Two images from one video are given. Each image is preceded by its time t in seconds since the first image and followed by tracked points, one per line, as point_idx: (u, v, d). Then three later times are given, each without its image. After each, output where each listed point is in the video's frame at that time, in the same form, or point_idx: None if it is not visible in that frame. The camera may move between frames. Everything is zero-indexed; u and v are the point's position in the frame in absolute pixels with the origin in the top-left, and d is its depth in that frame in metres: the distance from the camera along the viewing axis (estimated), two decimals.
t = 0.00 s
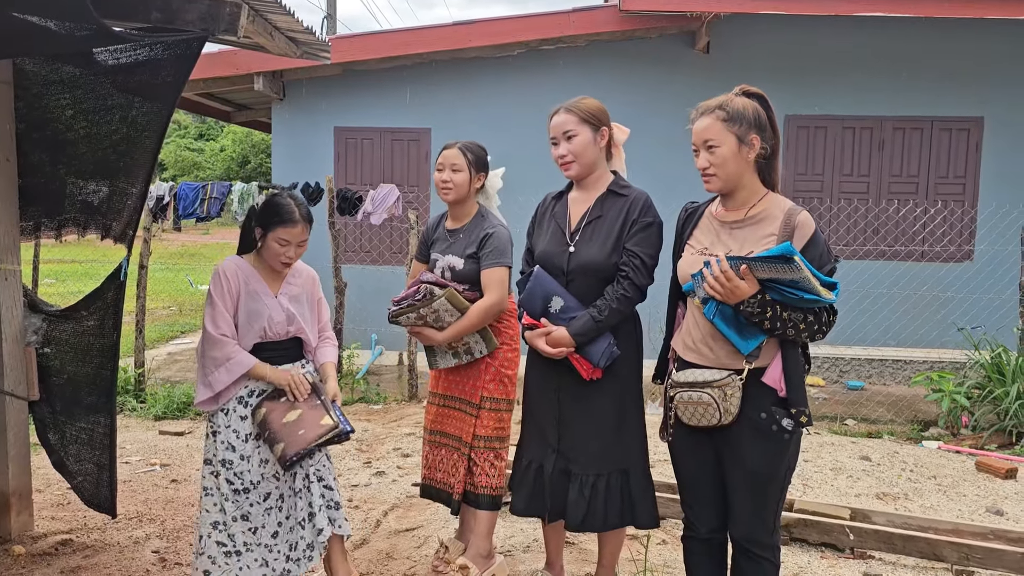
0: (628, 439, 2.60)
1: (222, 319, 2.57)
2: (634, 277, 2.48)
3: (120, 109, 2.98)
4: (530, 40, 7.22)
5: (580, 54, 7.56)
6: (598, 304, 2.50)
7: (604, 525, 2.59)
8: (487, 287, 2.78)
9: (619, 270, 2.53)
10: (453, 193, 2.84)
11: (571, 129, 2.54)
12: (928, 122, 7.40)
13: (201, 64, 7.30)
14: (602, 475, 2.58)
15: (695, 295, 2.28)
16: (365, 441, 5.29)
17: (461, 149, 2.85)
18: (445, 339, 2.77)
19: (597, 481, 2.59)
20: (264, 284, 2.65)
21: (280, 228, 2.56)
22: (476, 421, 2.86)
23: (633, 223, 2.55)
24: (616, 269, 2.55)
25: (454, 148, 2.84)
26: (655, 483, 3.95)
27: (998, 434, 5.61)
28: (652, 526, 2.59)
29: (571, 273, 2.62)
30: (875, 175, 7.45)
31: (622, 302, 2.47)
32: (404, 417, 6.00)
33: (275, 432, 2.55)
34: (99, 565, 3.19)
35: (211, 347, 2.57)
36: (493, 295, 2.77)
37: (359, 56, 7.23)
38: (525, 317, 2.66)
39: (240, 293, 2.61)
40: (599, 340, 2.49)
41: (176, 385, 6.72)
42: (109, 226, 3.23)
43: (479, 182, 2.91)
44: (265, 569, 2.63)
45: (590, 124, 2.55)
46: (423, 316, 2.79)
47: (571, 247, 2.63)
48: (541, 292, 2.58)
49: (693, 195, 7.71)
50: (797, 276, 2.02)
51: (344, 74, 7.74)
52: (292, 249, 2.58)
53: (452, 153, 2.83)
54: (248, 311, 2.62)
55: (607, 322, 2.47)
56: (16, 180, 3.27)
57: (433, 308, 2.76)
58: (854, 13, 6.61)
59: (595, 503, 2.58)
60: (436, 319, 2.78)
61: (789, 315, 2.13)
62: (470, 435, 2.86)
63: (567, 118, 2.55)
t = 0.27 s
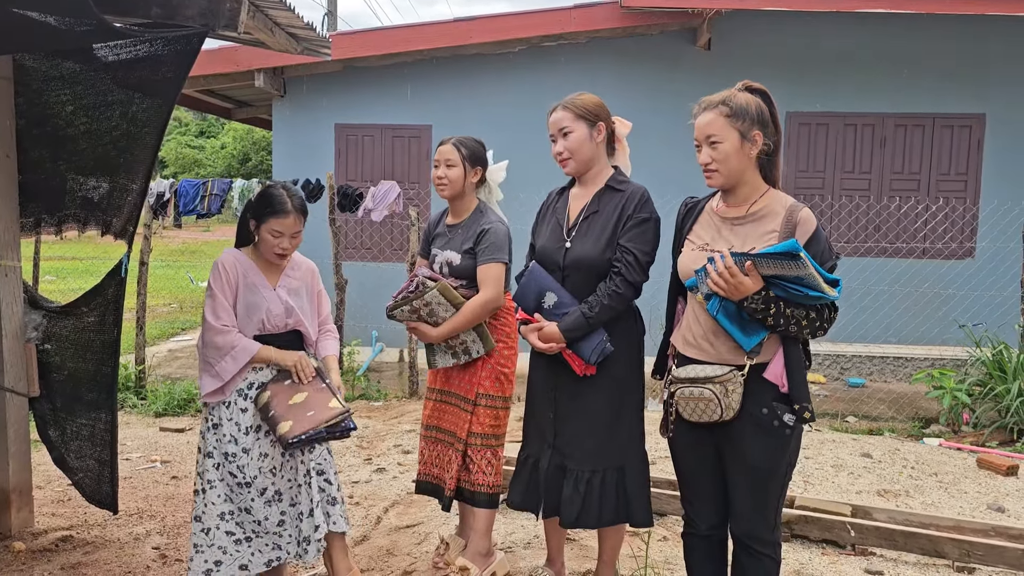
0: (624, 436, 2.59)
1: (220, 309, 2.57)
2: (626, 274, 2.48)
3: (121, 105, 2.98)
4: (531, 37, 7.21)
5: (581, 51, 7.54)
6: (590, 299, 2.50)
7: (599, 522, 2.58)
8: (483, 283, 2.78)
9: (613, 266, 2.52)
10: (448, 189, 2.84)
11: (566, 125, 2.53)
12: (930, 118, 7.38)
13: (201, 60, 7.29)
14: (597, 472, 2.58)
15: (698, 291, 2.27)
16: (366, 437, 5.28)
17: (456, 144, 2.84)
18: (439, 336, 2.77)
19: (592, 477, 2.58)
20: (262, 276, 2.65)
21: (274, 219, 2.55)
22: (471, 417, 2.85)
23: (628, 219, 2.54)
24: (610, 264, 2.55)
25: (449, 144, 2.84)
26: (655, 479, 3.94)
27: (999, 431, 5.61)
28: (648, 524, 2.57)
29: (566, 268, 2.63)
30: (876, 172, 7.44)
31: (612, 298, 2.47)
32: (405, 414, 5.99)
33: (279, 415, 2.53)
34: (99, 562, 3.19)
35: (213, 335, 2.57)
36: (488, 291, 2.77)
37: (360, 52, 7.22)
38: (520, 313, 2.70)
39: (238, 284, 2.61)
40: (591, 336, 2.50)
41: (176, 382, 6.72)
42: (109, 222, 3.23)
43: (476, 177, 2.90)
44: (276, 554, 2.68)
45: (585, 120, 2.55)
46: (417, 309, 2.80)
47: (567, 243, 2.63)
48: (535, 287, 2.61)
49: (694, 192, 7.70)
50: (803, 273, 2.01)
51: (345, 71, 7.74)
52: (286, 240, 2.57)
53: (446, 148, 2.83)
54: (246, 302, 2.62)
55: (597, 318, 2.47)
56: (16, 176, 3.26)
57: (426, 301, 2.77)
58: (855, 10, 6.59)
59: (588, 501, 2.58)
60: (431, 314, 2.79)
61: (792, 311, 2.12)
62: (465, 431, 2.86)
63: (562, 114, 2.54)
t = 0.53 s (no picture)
0: (618, 438, 2.58)
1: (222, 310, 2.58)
2: (613, 277, 2.46)
3: (120, 105, 2.97)
4: (531, 35, 7.20)
5: (581, 49, 7.53)
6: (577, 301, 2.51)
7: (591, 522, 2.58)
8: (479, 288, 2.78)
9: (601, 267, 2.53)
10: (445, 190, 2.85)
11: (561, 128, 2.56)
12: (930, 117, 7.37)
13: (201, 60, 7.29)
14: (590, 472, 2.58)
15: (700, 292, 2.26)
16: (366, 437, 5.28)
17: (454, 145, 2.84)
18: (434, 338, 2.79)
19: (585, 478, 2.59)
20: (262, 277, 2.65)
21: (269, 218, 2.55)
22: (470, 418, 2.85)
23: (619, 220, 2.53)
24: (599, 266, 2.55)
25: (447, 144, 2.84)
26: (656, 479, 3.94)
27: (999, 430, 5.61)
28: (638, 529, 2.56)
29: (561, 269, 2.66)
30: (877, 171, 7.43)
31: (597, 301, 2.46)
32: (405, 413, 5.99)
33: (283, 412, 2.56)
34: (99, 562, 3.19)
35: (222, 335, 2.57)
36: (484, 296, 2.77)
37: (360, 51, 7.22)
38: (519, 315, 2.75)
39: (238, 285, 2.61)
40: (579, 338, 2.50)
41: (177, 381, 6.72)
42: (109, 222, 3.23)
43: (474, 177, 2.88)
44: (269, 559, 2.66)
45: (579, 122, 2.56)
46: (413, 314, 2.80)
47: (562, 244, 2.66)
48: (527, 288, 2.65)
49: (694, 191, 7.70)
50: (808, 274, 2.02)
51: (345, 71, 7.74)
52: (281, 239, 2.56)
53: (444, 148, 2.83)
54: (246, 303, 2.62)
55: (582, 320, 2.47)
56: (16, 176, 3.26)
57: (423, 305, 2.77)
58: (855, 8, 6.58)
59: (582, 500, 2.58)
60: (427, 317, 2.79)
61: (795, 312, 2.12)
62: (463, 432, 2.86)
63: (557, 117, 2.56)
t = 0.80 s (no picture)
0: (612, 438, 2.56)
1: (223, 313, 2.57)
2: (598, 277, 2.46)
3: (120, 103, 2.97)
4: (532, 33, 7.20)
5: (582, 47, 7.53)
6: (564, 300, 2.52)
7: (585, 518, 2.58)
8: (482, 287, 2.78)
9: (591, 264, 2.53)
10: (444, 187, 2.85)
11: (558, 127, 2.58)
12: (931, 115, 7.37)
13: (201, 58, 7.29)
14: (585, 470, 2.59)
15: (703, 290, 2.25)
16: (367, 435, 5.28)
17: (454, 142, 2.84)
18: (436, 335, 2.80)
19: (581, 474, 2.59)
20: (264, 275, 2.64)
21: (257, 203, 2.56)
22: (471, 417, 2.85)
23: (607, 219, 2.53)
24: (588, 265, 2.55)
25: (447, 141, 2.84)
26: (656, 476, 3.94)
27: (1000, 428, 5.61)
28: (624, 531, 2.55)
29: (557, 267, 2.69)
30: (877, 168, 7.42)
31: (582, 300, 2.46)
32: (405, 411, 6.00)
33: (288, 409, 2.56)
34: (100, 559, 3.19)
35: (220, 339, 2.57)
36: (489, 294, 2.77)
37: (360, 50, 7.22)
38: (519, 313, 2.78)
39: (240, 286, 2.61)
40: (567, 336, 2.51)
41: (177, 379, 6.72)
42: (109, 219, 3.23)
43: (474, 175, 2.87)
44: (264, 563, 2.62)
45: (575, 120, 2.56)
46: (417, 309, 2.79)
47: (559, 242, 2.69)
48: (523, 285, 2.68)
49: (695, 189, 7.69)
50: (812, 271, 2.01)
51: (345, 69, 7.73)
52: (270, 221, 2.55)
53: (443, 146, 2.83)
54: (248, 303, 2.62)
55: (568, 319, 2.49)
56: (16, 174, 3.26)
57: (428, 304, 2.76)
58: (856, 5, 6.57)
59: (578, 497, 2.59)
60: (431, 314, 2.78)
61: (797, 308, 2.13)
62: (464, 430, 2.86)
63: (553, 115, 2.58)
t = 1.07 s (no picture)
0: (612, 438, 2.56)
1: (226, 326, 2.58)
2: (593, 278, 2.46)
3: (124, 104, 2.98)
4: (534, 34, 7.20)
5: (584, 47, 7.53)
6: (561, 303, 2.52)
7: (586, 518, 2.59)
8: (489, 288, 2.78)
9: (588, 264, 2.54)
10: (448, 187, 2.84)
11: (561, 126, 2.59)
12: (934, 115, 7.36)
13: (204, 59, 7.30)
14: (586, 469, 2.59)
15: (708, 290, 2.24)
16: (370, 435, 5.29)
17: (457, 142, 2.84)
18: (445, 334, 2.81)
19: (582, 474, 2.60)
20: (268, 280, 2.64)
21: (249, 199, 2.61)
22: (475, 417, 2.85)
23: (604, 221, 2.53)
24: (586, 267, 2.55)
25: (450, 141, 2.84)
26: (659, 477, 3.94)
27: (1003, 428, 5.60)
28: (621, 532, 2.55)
29: (558, 267, 2.70)
30: (880, 168, 7.41)
31: (578, 302, 2.46)
32: (408, 412, 6.00)
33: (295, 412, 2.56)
34: (103, 559, 3.20)
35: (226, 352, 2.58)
36: (496, 294, 2.76)
37: (362, 50, 7.23)
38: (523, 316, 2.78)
39: (245, 293, 2.62)
40: (565, 337, 2.51)
41: (180, 379, 6.73)
42: (113, 220, 3.23)
43: (478, 175, 2.88)
44: (258, 563, 2.60)
45: (578, 120, 2.57)
46: (427, 309, 2.77)
47: (562, 242, 2.71)
48: (526, 285, 2.69)
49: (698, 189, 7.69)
50: (818, 269, 2.01)
51: (348, 69, 7.74)
52: (259, 215, 2.59)
53: (447, 146, 2.83)
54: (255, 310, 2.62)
55: (565, 320, 2.49)
56: (20, 174, 3.27)
57: (439, 305, 2.74)
58: (859, 5, 6.57)
59: (578, 496, 2.60)
60: (439, 312, 2.76)
61: (803, 307, 2.12)
62: (468, 430, 2.86)
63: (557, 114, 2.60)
